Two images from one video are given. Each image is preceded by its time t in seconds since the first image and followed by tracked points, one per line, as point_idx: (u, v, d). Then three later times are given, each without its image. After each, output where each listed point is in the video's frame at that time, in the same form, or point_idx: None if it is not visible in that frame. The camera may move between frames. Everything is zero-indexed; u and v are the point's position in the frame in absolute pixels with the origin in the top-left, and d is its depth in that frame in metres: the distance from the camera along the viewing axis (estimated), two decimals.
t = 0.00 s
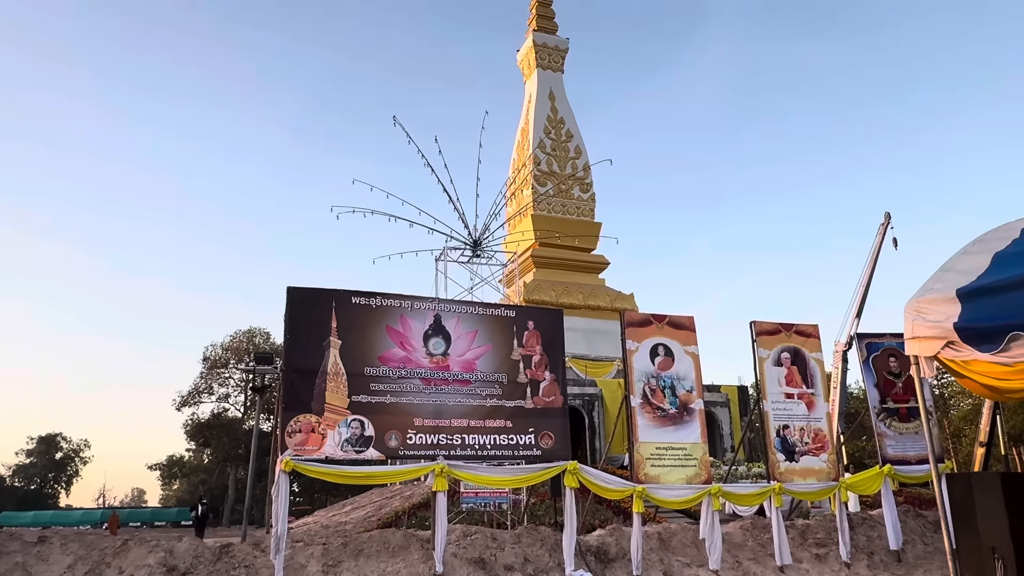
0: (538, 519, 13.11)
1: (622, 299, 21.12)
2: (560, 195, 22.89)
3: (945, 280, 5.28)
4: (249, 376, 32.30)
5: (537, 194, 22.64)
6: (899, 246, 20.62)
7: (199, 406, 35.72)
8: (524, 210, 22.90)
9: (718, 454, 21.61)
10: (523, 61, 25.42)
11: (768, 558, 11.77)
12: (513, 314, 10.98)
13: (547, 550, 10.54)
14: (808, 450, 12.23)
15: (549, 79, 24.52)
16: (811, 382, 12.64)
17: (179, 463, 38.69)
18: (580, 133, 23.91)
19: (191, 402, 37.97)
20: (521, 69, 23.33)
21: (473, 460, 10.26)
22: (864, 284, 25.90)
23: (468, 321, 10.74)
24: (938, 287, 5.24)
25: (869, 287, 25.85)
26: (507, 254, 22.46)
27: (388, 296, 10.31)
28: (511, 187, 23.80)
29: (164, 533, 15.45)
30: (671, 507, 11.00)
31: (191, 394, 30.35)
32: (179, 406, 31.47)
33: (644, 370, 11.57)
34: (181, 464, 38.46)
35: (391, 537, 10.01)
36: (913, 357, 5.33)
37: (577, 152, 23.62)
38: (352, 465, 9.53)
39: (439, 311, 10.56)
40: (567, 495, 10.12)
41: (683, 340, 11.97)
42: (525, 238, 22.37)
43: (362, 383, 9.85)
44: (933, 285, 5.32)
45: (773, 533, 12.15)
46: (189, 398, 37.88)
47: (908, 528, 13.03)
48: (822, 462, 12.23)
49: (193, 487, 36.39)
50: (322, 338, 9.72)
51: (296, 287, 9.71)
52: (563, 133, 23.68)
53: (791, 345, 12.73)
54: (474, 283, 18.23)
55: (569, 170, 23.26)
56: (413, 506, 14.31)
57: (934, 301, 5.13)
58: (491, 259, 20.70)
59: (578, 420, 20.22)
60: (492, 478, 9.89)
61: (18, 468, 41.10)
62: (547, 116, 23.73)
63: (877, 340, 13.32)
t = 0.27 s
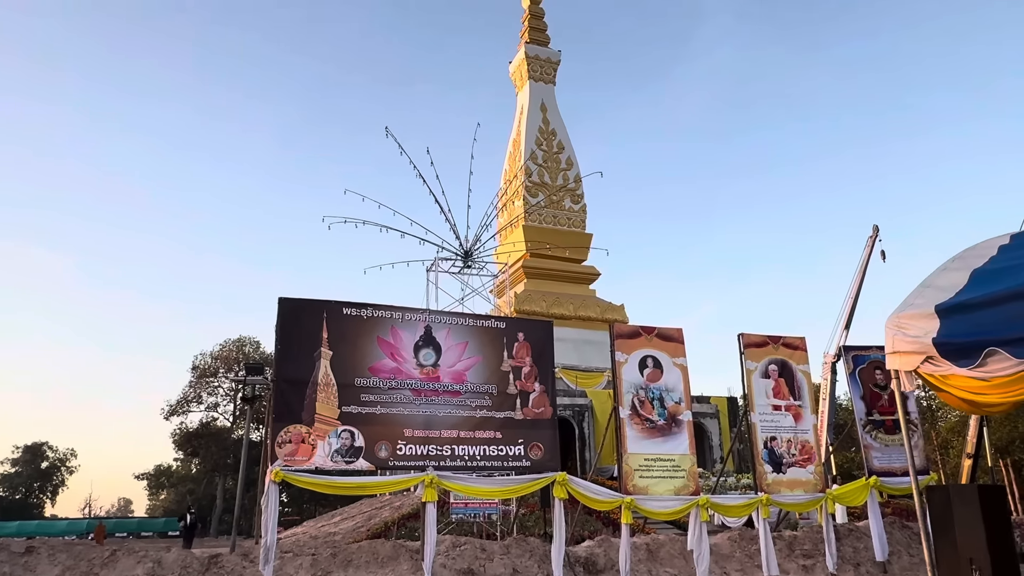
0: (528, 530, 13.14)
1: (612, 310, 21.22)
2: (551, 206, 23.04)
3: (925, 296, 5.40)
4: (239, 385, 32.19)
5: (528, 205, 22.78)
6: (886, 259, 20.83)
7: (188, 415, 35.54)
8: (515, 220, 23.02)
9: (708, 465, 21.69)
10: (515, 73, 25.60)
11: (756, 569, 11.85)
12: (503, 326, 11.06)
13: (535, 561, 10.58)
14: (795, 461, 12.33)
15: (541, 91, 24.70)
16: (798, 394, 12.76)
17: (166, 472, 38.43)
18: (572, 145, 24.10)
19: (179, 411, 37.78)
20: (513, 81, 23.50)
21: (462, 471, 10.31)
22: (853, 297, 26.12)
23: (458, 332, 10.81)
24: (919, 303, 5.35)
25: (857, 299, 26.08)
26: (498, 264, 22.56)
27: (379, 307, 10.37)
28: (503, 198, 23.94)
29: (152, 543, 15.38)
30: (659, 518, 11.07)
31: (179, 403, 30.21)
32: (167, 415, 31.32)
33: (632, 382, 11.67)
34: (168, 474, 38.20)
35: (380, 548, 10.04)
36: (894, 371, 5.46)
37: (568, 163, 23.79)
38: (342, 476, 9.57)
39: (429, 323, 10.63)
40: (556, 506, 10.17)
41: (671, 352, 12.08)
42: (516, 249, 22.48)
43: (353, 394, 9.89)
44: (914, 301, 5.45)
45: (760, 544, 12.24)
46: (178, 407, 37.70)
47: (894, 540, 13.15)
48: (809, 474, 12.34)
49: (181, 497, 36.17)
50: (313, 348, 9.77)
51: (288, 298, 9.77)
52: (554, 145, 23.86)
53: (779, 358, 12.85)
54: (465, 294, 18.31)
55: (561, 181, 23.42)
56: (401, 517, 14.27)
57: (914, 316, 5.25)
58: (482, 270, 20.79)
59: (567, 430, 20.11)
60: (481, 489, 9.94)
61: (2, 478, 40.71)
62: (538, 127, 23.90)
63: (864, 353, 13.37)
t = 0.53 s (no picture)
0: (518, 540, 13.18)
1: (603, 320, 21.33)
2: (542, 216, 23.16)
3: (907, 310, 5.52)
4: (228, 393, 32.08)
5: (520, 214, 22.89)
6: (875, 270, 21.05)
7: (177, 423, 35.36)
8: (507, 230, 23.13)
9: (698, 475, 21.77)
10: (507, 83, 25.75)
11: None
12: (494, 336, 11.12)
13: (526, 570, 10.63)
14: (784, 471, 12.44)
15: (533, 101, 24.86)
16: (787, 405, 12.87)
17: (154, 481, 38.18)
18: (563, 155, 24.25)
19: (168, 419, 37.59)
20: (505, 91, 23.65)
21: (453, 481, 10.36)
22: (842, 307, 26.33)
23: (450, 342, 10.87)
24: (901, 317, 5.47)
25: (846, 309, 26.29)
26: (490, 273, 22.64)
27: (371, 317, 10.42)
28: (494, 207, 24.03)
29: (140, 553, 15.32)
30: (648, 528, 11.14)
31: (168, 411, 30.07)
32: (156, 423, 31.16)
33: (623, 392, 11.75)
34: (155, 483, 37.94)
35: (370, 558, 10.07)
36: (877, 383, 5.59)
37: (560, 173, 23.93)
38: (333, 486, 9.59)
39: (421, 333, 10.68)
40: (547, 516, 10.23)
41: (661, 362, 12.17)
42: (507, 258, 22.57)
43: (344, 404, 9.93)
44: (896, 314, 5.57)
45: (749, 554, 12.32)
46: (167, 415, 37.50)
47: (881, 550, 13.27)
48: (797, 483, 12.44)
49: (169, 506, 35.93)
50: (305, 358, 9.81)
51: (280, 308, 9.81)
52: (546, 155, 24.00)
53: (767, 368, 12.96)
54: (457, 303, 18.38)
55: (552, 191, 23.55)
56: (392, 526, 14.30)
57: (897, 329, 5.37)
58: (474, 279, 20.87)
59: (559, 440, 20.29)
60: (472, 499, 9.99)
61: None
62: (530, 137, 24.04)
63: (850, 363, 13.56)
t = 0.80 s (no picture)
0: (510, 547, 13.20)
1: (595, 327, 21.43)
2: (535, 223, 23.27)
3: (893, 321, 5.63)
4: (219, 400, 31.99)
5: (512, 222, 23.00)
6: (866, 278, 21.25)
7: (166, 430, 35.19)
8: (500, 237, 23.22)
9: (689, 482, 21.86)
10: (500, 91, 25.90)
11: None
12: (487, 344, 11.20)
13: None
14: (774, 479, 12.54)
15: (525, 109, 25.01)
16: (777, 413, 12.98)
17: (143, 489, 37.89)
18: (556, 163, 24.39)
19: (158, 427, 37.42)
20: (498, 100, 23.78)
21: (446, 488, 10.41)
22: (832, 315, 26.53)
23: (443, 350, 10.93)
24: (887, 328, 5.58)
25: (836, 317, 26.49)
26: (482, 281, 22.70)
27: (365, 325, 10.48)
28: (487, 215, 24.12)
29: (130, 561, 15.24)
30: (640, 535, 11.18)
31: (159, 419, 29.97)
32: (146, 430, 31.00)
33: (614, 400, 11.83)
34: (144, 491, 37.67)
35: (363, 565, 10.10)
36: (865, 393, 5.69)
37: (552, 181, 24.07)
38: (326, 493, 9.63)
39: (414, 341, 10.74)
40: (539, 523, 10.29)
41: (653, 370, 12.27)
42: (500, 266, 22.64)
43: (338, 412, 9.97)
44: (883, 325, 5.68)
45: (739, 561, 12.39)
46: (157, 423, 37.34)
47: (870, 557, 13.38)
48: (787, 491, 12.55)
49: (158, 514, 35.73)
50: (299, 366, 9.85)
51: (274, 316, 9.85)
52: (539, 162, 24.14)
53: (758, 376, 13.07)
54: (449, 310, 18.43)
55: (545, 199, 23.68)
56: (384, 534, 14.31)
57: (884, 340, 5.49)
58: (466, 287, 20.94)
59: (551, 447, 20.33)
60: (464, 506, 10.04)
61: None
62: (523, 145, 24.18)
63: (840, 372, 13.67)
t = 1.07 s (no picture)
0: (503, 552, 13.25)
1: (588, 333, 21.53)
2: (528, 229, 23.37)
3: (882, 330, 5.74)
4: (210, 405, 31.88)
5: (505, 227, 23.09)
6: (857, 285, 21.42)
7: (157, 436, 35.04)
8: (493, 243, 23.30)
9: (681, 487, 21.96)
10: (493, 97, 26.01)
11: None
12: (482, 350, 11.26)
13: None
14: (766, 484, 12.64)
15: (518, 115, 25.12)
16: (768, 418, 13.08)
17: (133, 495, 37.70)
18: (549, 168, 24.49)
19: (149, 432, 37.28)
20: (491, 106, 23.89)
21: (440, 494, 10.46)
22: (823, 320, 26.70)
23: (438, 356, 10.99)
24: (876, 337, 5.68)
25: (827, 323, 26.66)
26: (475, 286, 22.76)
27: (360, 331, 10.53)
28: (480, 221, 24.20)
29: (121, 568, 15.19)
30: (633, 541, 11.27)
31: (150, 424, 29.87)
32: (137, 435, 30.90)
33: (608, 406, 11.91)
34: (134, 496, 37.49)
35: (358, 571, 10.14)
36: (855, 400, 5.80)
37: (545, 186, 24.18)
38: (321, 499, 9.67)
39: (409, 347, 10.80)
40: (533, 529, 10.35)
41: (646, 376, 12.35)
42: (493, 272, 22.71)
43: (333, 418, 10.01)
44: (872, 334, 5.79)
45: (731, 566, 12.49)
46: (147, 428, 37.19)
47: (861, 562, 13.48)
48: (779, 496, 12.65)
49: (148, 519, 35.53)
50: (294, 372, 9.89)
51: (270, 323, 9.89)
52: (532, 168, 24.25)
53: (750, 382, 13.18)
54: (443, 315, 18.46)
55: (538, 205, 23.79)
56: (377, 539, 14.33)
57: (874, 348, 5.59)
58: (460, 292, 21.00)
59: (544, 452, 20.40)
60: (459, 512, 10.10)
61: None
62: (516, 151, 24.29)
63: (831, 378, 13.76)
